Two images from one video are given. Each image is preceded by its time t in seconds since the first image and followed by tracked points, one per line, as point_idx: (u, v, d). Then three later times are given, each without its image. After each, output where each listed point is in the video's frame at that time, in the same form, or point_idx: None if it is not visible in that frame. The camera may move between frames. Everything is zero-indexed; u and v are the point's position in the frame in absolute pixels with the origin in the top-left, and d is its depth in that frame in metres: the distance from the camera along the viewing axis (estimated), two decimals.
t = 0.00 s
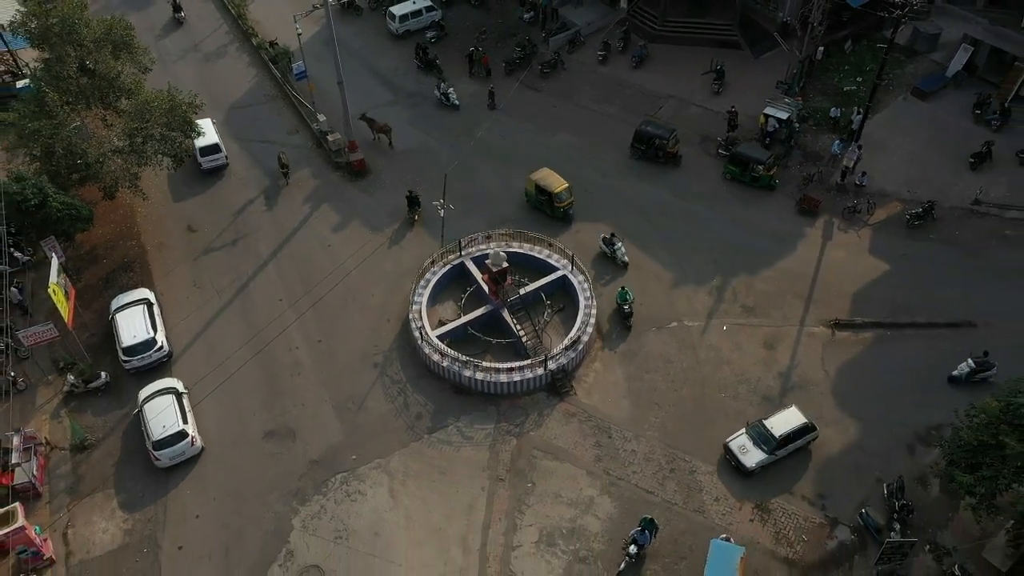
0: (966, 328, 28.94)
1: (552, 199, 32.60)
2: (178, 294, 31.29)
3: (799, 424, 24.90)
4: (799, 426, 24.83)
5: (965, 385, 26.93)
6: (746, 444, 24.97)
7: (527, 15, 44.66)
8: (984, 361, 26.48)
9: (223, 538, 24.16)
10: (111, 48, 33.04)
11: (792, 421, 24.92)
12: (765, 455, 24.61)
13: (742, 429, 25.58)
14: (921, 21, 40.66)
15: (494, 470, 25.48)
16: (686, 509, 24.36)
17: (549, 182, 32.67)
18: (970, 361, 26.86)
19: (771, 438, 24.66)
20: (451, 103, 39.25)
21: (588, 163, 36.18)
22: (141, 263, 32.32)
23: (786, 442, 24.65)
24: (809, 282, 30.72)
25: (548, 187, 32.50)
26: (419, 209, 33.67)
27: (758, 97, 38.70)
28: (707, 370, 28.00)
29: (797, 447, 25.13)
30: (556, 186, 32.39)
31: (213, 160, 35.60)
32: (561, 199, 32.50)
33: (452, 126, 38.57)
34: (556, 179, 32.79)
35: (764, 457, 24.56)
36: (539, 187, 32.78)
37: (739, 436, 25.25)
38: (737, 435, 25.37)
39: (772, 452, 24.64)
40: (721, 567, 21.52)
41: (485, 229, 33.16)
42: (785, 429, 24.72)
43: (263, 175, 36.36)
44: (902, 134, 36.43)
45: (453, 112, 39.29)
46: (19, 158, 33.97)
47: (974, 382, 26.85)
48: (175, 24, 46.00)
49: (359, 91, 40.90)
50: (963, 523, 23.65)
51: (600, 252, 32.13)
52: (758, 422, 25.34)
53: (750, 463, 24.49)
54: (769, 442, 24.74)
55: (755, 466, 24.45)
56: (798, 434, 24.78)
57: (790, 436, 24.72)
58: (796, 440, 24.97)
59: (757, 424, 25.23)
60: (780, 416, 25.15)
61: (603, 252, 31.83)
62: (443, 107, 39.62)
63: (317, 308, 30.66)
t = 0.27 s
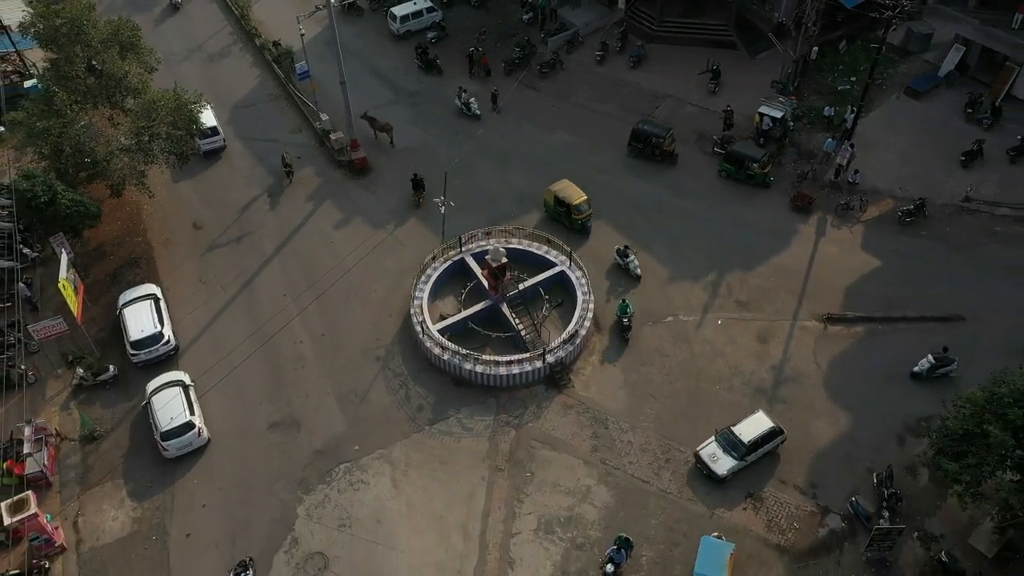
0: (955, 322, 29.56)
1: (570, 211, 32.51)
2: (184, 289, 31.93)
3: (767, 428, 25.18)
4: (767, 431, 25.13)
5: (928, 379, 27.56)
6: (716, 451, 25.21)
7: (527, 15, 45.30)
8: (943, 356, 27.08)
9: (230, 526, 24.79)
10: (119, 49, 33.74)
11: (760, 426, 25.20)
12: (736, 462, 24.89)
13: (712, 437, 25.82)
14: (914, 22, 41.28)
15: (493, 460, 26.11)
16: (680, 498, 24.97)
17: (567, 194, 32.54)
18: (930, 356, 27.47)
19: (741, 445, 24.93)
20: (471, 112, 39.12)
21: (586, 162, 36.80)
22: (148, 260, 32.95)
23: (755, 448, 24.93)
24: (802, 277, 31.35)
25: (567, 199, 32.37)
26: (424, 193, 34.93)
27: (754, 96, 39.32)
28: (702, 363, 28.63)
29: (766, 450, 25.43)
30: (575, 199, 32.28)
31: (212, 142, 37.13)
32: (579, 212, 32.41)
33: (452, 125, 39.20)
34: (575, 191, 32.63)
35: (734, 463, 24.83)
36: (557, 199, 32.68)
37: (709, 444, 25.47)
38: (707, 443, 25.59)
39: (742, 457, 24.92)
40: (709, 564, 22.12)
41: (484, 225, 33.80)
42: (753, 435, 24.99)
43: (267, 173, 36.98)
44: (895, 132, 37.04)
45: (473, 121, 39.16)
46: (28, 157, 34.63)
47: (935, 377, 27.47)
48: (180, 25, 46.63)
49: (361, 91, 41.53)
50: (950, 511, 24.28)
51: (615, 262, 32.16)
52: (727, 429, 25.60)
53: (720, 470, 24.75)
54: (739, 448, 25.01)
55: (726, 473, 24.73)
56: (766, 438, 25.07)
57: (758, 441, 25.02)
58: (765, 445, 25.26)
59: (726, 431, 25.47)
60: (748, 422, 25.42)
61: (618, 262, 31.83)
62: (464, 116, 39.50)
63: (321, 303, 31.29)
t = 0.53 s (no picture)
0: (944, 316, 30.27)
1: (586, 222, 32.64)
2: (190, 285, 32.65)
3: (736, 434, 25.58)
4: (736, 437, 25.52)
5: (891, 374, 28.26)
6: (688, 461, 25.49)
7: (526, 16, 46.01)
8: (905, 352, 27.75)
9: (237, 514, 25.51)
10: (127, 49, 34.48)
11: (730, 434, 25.58)
12: (707, 470, 25.20)
13: (683, 447, 26.11)
14: (906, 23, 41.99)
15: (493, 450, 26.82)
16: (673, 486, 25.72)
17: (583, 205, 32.66)
18: (893, 352, 28.14)
19: (711, 453, 25.28)
20: (492, 122, 39.21)
21: (584, 160, 37.54)
22: (155, 256, 33.68)
23: (725, 455, 25.29)
24: (794, 273, 32.07)
25: (582, 210, 32.52)
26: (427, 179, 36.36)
27: (749, 96, 40.05)
28: (696, 356, 29.35)
29: (737, 457, 25.80)
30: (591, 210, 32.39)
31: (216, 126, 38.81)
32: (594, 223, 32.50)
33: (453, 125, 39.91)
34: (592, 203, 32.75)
35: (706, 472, 25.15)
36: (573, 209, 32.84)
37: (680, 454, 25.75)
38: (679, 454, 25.85)
39: (714, 465, 25.25)
40: (699, 559, 22.72)
41: (484, 223, 34.56)
42: (723, 443, 25.35)
43: (271, 171, 37.70)
44: (888, 131, 37.74)
45: (494, 131, 39.24)
46: (36, 154, 35.37)
47: (897, 372, 28.17)
48: (184, 26, 47.36)
49: (363, 91, 42.26)
50: (937, 499, 25.00)
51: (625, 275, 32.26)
52: (698, 438, 25.93)
53: (693, 480, 25.04)
54: (710, 456, 25.34)
55: (699, 482, 25.02)
56: (736, 444, 25.46)
57: (728, 448, 25.39)
58: (735, 451, 25.63)
59: (696, 440, 25.79)
60: (717, 431, 25.78)
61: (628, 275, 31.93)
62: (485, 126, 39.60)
63: (324, 298, 32.01)
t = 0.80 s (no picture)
0: (934, 311, 30.93)
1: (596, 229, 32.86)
2: (196, 281, 33.31)
3: (711, 440, 25.81)
4: (712, 443, 25.73)
5: (865, 369, 28.91)
6: (666, 469, 25.61)
7: (525, 17, 46.66)
8: (875, 348, 28.45)
9: (243, 503, 26.18)
10: (134, 50, 35.19)
11: (705, 441, 25.76)
12: (686, 477, 25.34)
13: (660, 455, 26.24)
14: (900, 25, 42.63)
15: (492, 442, 27.48)
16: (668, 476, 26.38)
17: (594, 214, 32.85)
18: (864, 348, 28.85)
19: (688, 460, 25.45)
20: (512, 130, 39.29)
21: (582, 159, 38.20)
22: (161, 253, 34.33)
23: (702, 462, 25.49)
24: (788, 269, 32.72)
25: (592, 219, 32.72)
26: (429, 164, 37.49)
27: (744, 96, 40.70)
28: (692, 350, 30.00)
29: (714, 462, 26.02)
30: (601, 219, 32.58)
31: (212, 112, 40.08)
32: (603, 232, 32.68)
33: (453, 124, 40.56)
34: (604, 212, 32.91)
35: (685, 479, 25.30)
36: (584, 217, 33.08)
37: (658, 462, 25.85)
38: (657, 462, 25.94)
39: (692, 473, 25.42)
40: (691, 553, 23.35)
41: (484, 220, 35.20)
42: (700, 449, 25.54)
43: (274, 170, 38.35)
44: (881, 130, 38.38)
45: (513, 140, 39.30)
46: (45, 153, 36.07)
47: (870, 367, 28.82)
48: (188, 27, 47.99)
49: (365, 91, 42.91)
50: (925, 488, 25.66)
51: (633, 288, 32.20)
52: (674, 445, 26.09)
53: (673, 487, 25.16)
54: (687, 463, 25.51)
55: (679, 489, 25.15)
56: (713, 450, 25.68)
57: (705, 453, 25.60)
58: (711, 456, 25.85)
59: (672, 448, 25.92)
60: (692, 437, 25.95)
61: (635, 286, 31.92)
62: (505, 136, 39.65)
63: (327, 293, 32.66)
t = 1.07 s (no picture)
0: (921, 306, 31.88)
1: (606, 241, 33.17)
2: (204, 277, 34.27)
3: (682, 448, 26.22)
4: (683, 451, 26.16)
5: (834, 363, 29.84)
6: (640, 480, 25.98)
7: (524, 20, 47.59)
8: (844, 342, 29.34)
9: (251, 490, 27.15)
10: (144, 52, 36.07)
11: (677, 449, 26.19)
12: (661, 486, 25.73)
13: (634, 466, 26.60)
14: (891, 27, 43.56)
15: (492, 431, 28.44)
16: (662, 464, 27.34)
17: (604, 226, 33.16)
18: (832, 344, 29.75)
19: (661, 469, 25.84)
20: (533, 140, 39.62)
21: (579, 159, 39.15)
22: (170, 250, 35.29)
23: (674, 470, 25.88)
24: (779, 265, 33.67)
25: (602, 230, 33.04)
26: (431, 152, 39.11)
27: (738, 96, 41.64)
28: (685, 343, 30.96)
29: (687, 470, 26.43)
30: (610, 231, 32.89)
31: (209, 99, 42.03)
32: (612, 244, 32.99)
33: (454, 125, 41.51)
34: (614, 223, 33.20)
35: (659, 489, 25.68)
36: (594, 229, 33.42)
37: (634, 474, 26.22)
38: (632, 473, 26.33)
39: (666, 481, 25.81)
40: (681, 546, 23.90)
41: (484, 218, 36.16)
42: (672, 458, 25.95)
43: (279, 170, 39.30)
44: (871, 130, 39.31)
45: (534, 150, 39.63)
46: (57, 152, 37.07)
47: (838, 361, 29.75)
48: (193, 29, 48.93)
49: (368, 92, 43.88)
50: (909, 475, 26.60)
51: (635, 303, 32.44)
52: (647, 456, 26.46)
53: (648, 498, 25.52)
54: (661, 473, 25.89)
55: (654, 500, 25.52)
56: (684, 458, 26.11)
57: (678, 462, 26.01)
58: (683, 464, 26.26)
59: (646, 458, 26.30)
60: (664, 447, 26.35)
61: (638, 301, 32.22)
62: (527, 146, 39.97)
63: (332, 289, 33.62)
